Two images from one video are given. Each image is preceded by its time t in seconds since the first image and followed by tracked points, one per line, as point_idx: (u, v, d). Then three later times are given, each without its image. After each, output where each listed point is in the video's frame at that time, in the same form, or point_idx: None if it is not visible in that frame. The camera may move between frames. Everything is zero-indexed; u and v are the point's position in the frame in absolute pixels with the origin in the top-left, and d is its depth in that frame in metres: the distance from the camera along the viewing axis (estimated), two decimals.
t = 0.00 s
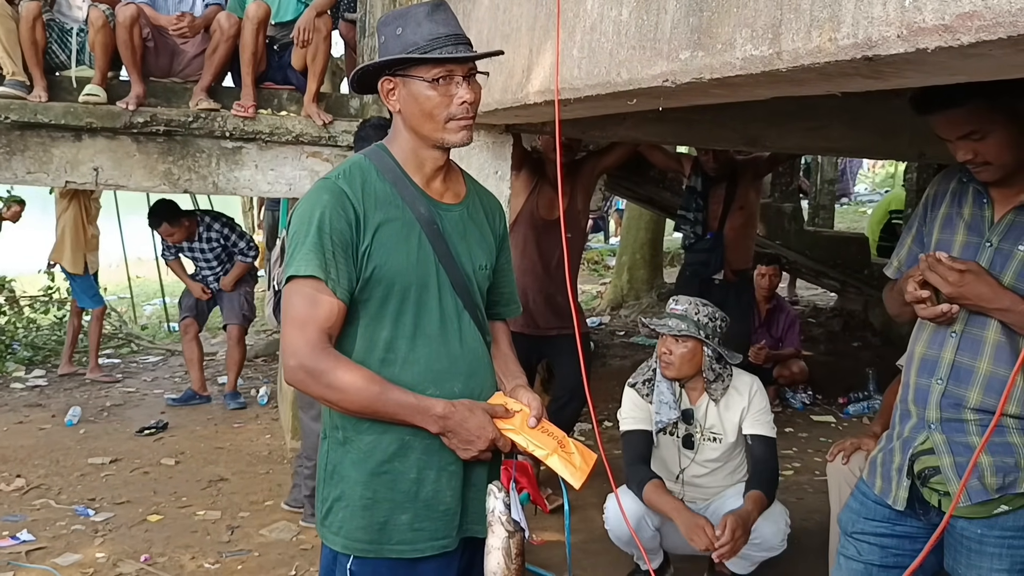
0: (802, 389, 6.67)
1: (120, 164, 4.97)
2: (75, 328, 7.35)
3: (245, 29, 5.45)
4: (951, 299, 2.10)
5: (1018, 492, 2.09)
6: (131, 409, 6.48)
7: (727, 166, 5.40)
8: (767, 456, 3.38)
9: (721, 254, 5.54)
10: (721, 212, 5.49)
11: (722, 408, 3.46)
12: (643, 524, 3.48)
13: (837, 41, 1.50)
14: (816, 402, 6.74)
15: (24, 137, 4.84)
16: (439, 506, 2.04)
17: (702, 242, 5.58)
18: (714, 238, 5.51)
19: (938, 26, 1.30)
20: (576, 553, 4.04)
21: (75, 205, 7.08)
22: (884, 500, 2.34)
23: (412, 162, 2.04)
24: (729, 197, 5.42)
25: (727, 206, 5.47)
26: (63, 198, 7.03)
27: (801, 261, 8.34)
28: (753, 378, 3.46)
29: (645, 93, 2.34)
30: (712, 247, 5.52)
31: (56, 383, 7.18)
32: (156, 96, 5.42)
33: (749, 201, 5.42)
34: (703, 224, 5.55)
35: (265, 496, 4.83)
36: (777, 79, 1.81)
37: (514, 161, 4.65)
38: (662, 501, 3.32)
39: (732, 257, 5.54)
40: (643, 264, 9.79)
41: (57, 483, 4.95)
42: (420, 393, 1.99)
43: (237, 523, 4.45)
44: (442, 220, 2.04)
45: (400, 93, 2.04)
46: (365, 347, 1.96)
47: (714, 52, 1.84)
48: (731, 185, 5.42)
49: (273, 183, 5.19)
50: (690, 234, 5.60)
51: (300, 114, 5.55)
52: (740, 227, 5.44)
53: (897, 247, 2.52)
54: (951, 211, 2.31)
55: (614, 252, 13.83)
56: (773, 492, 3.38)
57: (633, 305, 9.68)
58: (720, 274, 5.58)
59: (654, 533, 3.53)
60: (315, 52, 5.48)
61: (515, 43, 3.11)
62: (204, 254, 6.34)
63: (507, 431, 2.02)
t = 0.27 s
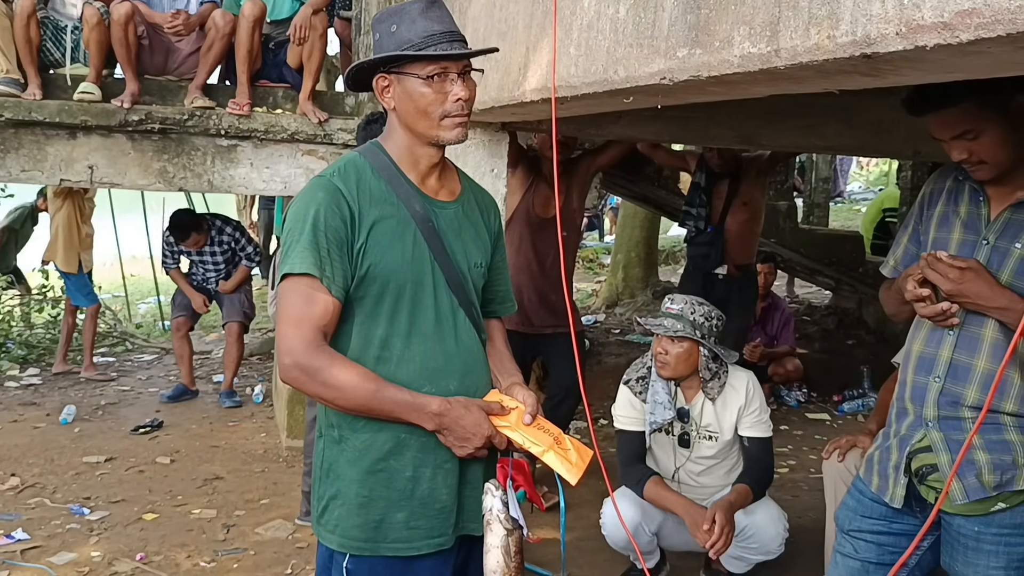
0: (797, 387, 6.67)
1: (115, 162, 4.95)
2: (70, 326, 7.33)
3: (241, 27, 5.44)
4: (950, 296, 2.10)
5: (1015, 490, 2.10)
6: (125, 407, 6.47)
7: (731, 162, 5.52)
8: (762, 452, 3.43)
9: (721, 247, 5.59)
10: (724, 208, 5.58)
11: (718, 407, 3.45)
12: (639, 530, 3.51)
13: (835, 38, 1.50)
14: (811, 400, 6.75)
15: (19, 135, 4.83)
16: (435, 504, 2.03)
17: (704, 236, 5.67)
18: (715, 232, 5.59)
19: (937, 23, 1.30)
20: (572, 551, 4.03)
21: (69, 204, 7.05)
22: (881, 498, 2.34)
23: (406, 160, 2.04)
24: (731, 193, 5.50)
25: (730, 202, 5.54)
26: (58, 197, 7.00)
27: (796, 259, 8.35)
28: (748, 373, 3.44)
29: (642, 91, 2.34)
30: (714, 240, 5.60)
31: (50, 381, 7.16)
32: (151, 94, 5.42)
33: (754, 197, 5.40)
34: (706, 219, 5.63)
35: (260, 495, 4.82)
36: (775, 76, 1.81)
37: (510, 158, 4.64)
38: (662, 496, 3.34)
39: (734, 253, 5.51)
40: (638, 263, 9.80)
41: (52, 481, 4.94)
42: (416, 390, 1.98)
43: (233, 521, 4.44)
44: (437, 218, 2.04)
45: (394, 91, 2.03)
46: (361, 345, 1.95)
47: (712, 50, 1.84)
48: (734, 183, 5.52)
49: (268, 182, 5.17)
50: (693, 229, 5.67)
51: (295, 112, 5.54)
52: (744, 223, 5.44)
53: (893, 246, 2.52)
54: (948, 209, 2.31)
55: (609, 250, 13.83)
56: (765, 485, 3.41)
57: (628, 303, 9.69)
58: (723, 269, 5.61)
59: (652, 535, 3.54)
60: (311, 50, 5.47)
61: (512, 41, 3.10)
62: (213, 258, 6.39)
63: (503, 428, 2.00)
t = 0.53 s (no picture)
0: (782, 383, 6.69)
1: (100, 158, 4.91)
2: (55, 324, 7.27)
3: (227, 23, 5.41)
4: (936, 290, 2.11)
5: (1001, 485, 2.10)
6: (111, 405, 6.42)
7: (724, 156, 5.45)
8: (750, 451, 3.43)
9: (709, 240, 5.60)
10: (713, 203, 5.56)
11: (703, 407, 3.46)
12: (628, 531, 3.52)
13: (823, 35, 1.50)
14: (797, 396, 6.77)
15: (2, 131, 4.78)
16: (420, 500, 2.03)
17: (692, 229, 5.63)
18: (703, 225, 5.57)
19: (924, 19, 1.30)
20: (559, 547, 4.03)
21: (54, 201, 6.97)
22: (867, 493, 2.35)
23: (390, 156, 2.02)
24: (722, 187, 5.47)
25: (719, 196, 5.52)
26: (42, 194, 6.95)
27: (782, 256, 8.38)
28: (730, 371, 3.46)
29: (630, 88, 2.33)
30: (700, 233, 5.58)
31: (35, 379, 7.10)
32: (136, 91, 5.35)
33: (744, 194, 5.45)
34: (696, 212, 5.59)
35: (247, 493, 4.79)
36: (764, 73, 1.81)
37: (498, 155, 4.62)
38: (650, 497, 3.33)
39: (723, 247, 5.60)
40: (625, 260, 9.81)
41: (37, 480, 4.89)
42: (402, 387, 1.98)
43: (219, 519, 4.42)
44: (422, 214, 2.03)
45: (379, 86, 2.02)
46: (346, 341, 1.94)
47: (700, 46, 1.84)
48: (725, 176, 5.47)
49: (254, 178, 5.14)
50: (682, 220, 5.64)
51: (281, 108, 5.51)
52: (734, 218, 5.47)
53: (879, 243, 2.54)
54: (934, 205, 2.32)
55: (596, 247, 13.84)
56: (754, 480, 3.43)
57: (615, 300, 9.70)
58: (713, 264, 5.62)
59: (641, 535, 3.55)
60: (297, 46, 5.44)
61: (499, 37, 3.09)
62: (193, 261, 6.47)
63: (489, 423, 2.00)
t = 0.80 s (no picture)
0: (764, 381, 6.73)
1: (82, 156, 4.88)
2: (35, 323, 7.21)
3: (210, 21, 5.38)
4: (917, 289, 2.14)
5: (981, 482, 2.12)
6: (92, 405, 6.37)
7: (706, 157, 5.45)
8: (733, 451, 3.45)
9: (690, 240, 5.63)
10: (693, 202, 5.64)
11: (684, 409, 3.46)
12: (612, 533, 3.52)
13: (807, 34, 1.51)
14: (778, 394, 6.82)
15: None
16: (402, 498, 2.03)
17: (673, 228, 5.70)
18: (683, 224, 5.64)
19: (907, 20, 1.32)
20: (542, 545, 4.04)
21: (34, 200, 6.90)
22: (849, 491, 2.37)
23: (372, 153, 2.02)
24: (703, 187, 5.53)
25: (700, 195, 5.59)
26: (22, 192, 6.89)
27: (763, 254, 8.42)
28: (709, 371, 3.47)
29: (614, 87, 2.34)
30: (681, 233, 5.64)
31: (14, 379, 7.03)
32: (117, 89, 5.29)
33: (726, 193, 5.51)
34: (677, 212, 5.67)
35: (230, 492, 4.77)
36: (747, 72, 1.82)
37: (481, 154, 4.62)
38: (631, 499, 3.33)
39: (704, 245, 5.60)
40: (608, 258, 9.83)
41: (17, 480, 4.85)
42: (383, 385, 1.97)
43: (202, 519, 4.39)
44: (403, 212, 2.02)
45: (363, 83, 2.01)
46: (326, 341, 1.94)
47: (684, 46, 1.85)
48: (707, 175, 5.50)
49: (237, 177, 5.12)
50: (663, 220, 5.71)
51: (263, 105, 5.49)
52: (717, 217, 5.54)
53: (860, 243, 2.56)
54: (915, 205, 2.34)
55: (578, 246, 13.86)
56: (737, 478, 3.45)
57: (598, 298, 9.72)
58: (694, 263, 5.63)
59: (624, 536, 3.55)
60: (280, 45, 5.42)
61: (483, 36, 3.09)
62: (174, 273, 6.51)
63: (469, 421, 2.01)
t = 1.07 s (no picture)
0: (757, 381, 6.74)
1: (75, 156, 4.87)
2: (27, 323, 7.18)
3: (204, 20, 5.35)
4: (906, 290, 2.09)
5: (975, 481, 2.13)
6: (85, 406, 6.35)
7: (695, 159, 5.61)
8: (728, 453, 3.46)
9: (685, 246, 5.64)
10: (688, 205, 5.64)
11: (681, 411, 3.46)
12: (605, 535, 3.54)
13: (803, 35, 1.52)
14: (771, 394, 6.84)
15: None
16: (400, 497, 2.03)
17: (667, 235, 5.70)
18: (678, 230, 5.63)
19: (904, 21, 1.32)
20: (537, 545, 4.04)
21: (26, 200, 6.86)
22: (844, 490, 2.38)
23: (365, 152, 2.01)
24: (696, 190, 5.57)
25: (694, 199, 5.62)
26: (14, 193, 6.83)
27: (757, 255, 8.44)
28: (706, 374, 3.46)
29: (610, 88, 2.34)
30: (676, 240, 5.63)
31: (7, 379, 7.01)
32: (111, 88, 5.28)
33: (718, 195, 5.53)
34: (670, 216, 5.68)
35: (224, 492, 4.76)
36: (743, 73, 1.83)
37: (476, 154, 4.60)
38: (625, 502, 3.35)
39: (698, 247, 5.60)
40: (601, 259, 9.84)
41: (10, 481, 4.83)
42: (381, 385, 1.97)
43: (196, 519, 4.38)
44: (397, 211, 2.02)
45: (361, 82, 2.01)
46: (324, 341, 1.93)
47: (681, 47, 1.85)
48: (699, 179, 5.59)
49: (231, 177, 5.11)
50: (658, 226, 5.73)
51: (258, 105, 5.48)
52: (708, 219, 5.53)
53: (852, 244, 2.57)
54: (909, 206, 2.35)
55: (572, 246, 13.88)
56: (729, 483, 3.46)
57: (592, 298, 9.73)
58: (691, 266, 5.63)
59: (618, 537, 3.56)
60: (275, 44, 5.35)
61: (478, 37, 3.09)
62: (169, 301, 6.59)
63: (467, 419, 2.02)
